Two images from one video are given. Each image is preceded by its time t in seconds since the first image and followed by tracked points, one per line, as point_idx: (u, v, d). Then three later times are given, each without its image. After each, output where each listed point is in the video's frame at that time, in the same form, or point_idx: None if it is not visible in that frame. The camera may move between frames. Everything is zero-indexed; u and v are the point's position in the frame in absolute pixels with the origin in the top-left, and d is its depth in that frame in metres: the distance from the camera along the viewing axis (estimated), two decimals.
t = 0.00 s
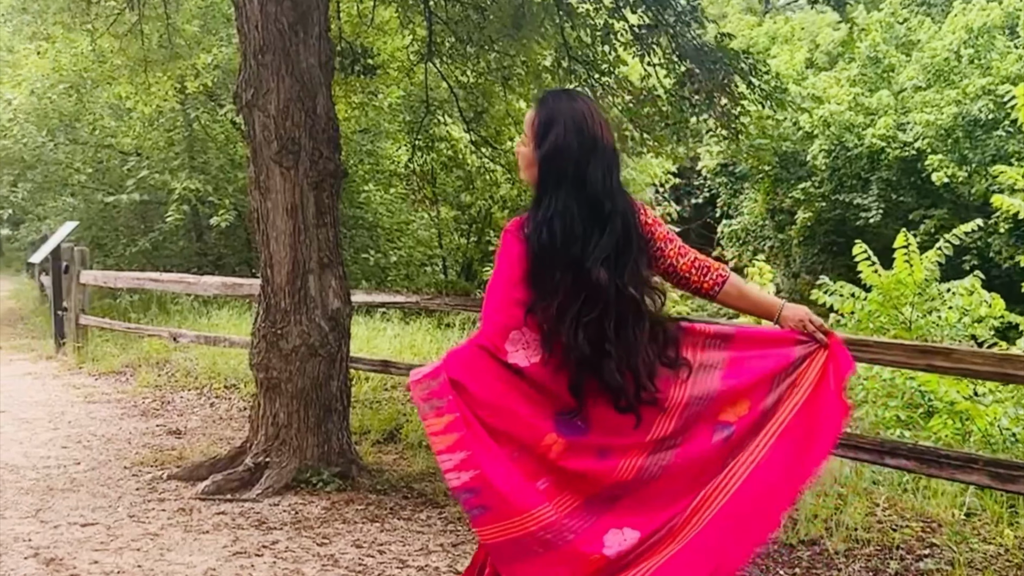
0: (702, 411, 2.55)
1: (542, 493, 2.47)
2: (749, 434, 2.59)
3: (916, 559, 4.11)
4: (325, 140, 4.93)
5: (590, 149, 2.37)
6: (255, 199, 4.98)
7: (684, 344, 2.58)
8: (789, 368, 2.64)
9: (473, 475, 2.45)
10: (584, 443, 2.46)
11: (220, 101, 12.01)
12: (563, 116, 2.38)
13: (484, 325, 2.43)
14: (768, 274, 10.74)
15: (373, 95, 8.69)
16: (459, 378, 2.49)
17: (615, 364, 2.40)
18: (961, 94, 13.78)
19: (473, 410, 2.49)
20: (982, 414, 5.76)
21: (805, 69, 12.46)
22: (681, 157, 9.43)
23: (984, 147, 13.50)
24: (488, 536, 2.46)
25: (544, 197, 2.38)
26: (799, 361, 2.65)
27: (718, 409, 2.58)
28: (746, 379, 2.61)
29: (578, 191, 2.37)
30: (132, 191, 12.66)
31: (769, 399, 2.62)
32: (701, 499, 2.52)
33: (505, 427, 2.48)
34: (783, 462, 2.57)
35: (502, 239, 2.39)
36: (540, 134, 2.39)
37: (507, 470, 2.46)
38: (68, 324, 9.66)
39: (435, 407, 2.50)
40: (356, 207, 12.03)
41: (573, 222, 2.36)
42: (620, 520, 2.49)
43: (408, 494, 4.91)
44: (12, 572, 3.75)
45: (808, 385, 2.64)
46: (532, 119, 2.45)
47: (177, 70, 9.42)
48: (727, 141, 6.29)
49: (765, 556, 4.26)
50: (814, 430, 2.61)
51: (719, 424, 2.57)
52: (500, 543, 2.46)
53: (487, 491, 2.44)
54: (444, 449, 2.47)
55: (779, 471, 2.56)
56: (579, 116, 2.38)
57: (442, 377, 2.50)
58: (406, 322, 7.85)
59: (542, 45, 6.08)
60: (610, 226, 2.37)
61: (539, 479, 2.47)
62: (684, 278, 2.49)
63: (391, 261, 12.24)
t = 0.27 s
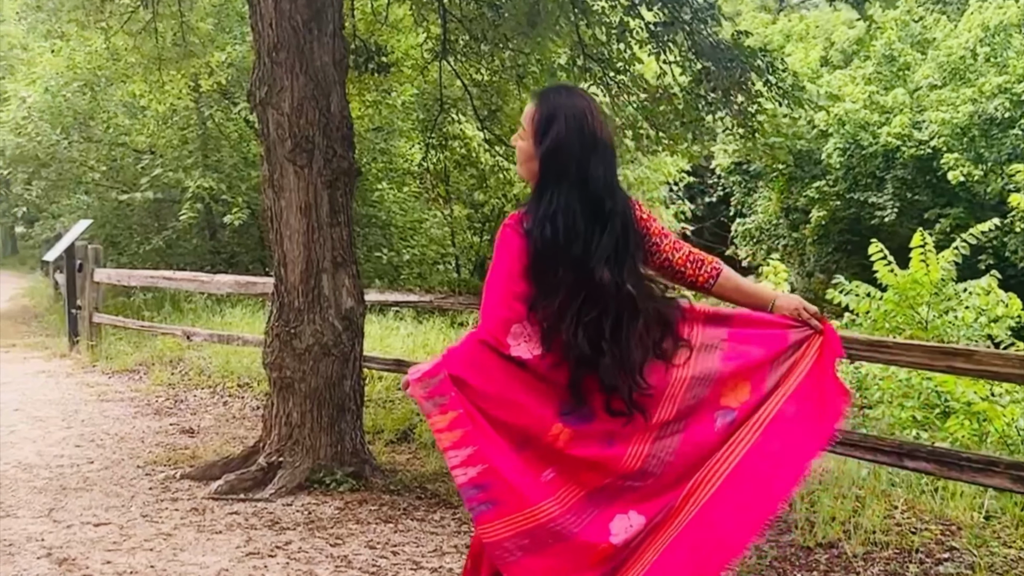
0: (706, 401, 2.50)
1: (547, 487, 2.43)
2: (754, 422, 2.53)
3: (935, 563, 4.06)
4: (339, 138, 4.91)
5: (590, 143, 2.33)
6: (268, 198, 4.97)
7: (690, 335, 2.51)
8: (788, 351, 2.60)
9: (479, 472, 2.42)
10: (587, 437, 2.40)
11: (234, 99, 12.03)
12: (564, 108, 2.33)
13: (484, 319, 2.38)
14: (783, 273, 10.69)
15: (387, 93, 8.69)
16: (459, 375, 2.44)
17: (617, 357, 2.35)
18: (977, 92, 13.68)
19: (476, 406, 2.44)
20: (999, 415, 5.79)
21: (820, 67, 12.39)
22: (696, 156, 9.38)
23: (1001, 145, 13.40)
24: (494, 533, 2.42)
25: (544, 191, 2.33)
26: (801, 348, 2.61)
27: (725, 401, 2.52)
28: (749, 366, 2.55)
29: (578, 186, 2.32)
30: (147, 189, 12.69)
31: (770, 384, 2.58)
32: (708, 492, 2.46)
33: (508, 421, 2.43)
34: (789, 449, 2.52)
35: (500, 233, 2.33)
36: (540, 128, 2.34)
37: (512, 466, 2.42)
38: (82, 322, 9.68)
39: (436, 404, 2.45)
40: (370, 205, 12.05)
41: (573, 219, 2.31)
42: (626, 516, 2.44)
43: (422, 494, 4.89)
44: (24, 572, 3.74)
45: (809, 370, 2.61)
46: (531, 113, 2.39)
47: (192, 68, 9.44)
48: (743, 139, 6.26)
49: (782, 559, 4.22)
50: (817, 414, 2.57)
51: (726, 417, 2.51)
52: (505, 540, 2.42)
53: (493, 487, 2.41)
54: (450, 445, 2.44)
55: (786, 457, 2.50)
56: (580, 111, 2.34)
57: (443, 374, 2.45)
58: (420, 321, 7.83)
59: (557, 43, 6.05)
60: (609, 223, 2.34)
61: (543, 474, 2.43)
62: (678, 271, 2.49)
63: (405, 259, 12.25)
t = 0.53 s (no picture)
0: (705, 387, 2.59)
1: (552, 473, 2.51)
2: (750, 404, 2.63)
3: (953, 567, 4.01)
4: (351, 136, 4.88)
5: (585, 137, 2.42)
6: (280, 196, 4.95)
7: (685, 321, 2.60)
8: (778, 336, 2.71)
9: (485, 460, 2.51)
10: (590, 423, 2.48)
11: (246, 96, 12.04)
12: (559, 105, 2.42)
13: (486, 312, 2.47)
14: (797, 272, 10.62)
15: (399, 91, 8.65)
16: (461, 367, 2.54)
17: (616, 344, 2.45)
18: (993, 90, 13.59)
19: (479, 397, 2.54)
20: (1014, 416, 5.77)
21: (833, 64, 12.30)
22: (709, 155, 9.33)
23: (1017, 143, 13.30)
24: (501, 520, 2.50)
25: (543, 185, 2.41)
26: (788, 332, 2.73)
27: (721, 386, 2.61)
28: (742, 352, 2.66)
29: (576, 179, 2.41)
30: (159, 187, 12.70)
31: (762, 370, 2.68)
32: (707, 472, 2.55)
33: (511, 410, 2.53)
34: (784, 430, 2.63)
35: (498, 226, 2.41)
36: (535, 124, 2.43)
37: (517, 454, 2.53)
38: (94, 319, 9.69)
39: (438, 397, 2.56)
40: (382, 204, 12.05)
41: (574, 211, 2.39)
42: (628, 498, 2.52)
43: (434, 494, 4.86)
44: (35, 572, 3.74)
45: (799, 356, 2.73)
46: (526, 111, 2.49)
47: (204, 65, 9.43)
48: (758, 138, 6.22)
49: (797, 562, 4.19)
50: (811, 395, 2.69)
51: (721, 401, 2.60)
52: (512, 526, 2.50)
53: (500, 475, 2.50)
54: (454, 436, 2.54)
55: (780, 437, 2.62)
56: (576, 106, 2.42)
57: (446, 367, 2.55)
58: (432, 320, 7.81)
59: (571, 41, 6.01)
60: (607, 214, 2.42)
61: (546, 460, 2.53)
62: (671, 264, 2.59)
63: (417, 258, 12.23)
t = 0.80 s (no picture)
0: (704, 374, 2.61)
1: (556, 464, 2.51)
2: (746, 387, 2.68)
3: (969, 571, 3.96)
4: (363, 134, 4.86)
5: (579, 130, 2.44)
6: (291, 194, 4.93)
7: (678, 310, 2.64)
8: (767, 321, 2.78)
9: (488, 452, 2.50)
10: (593, 413, 2.48)
11: (257, 93, 12.05)
12: (552, 99, 2.45)
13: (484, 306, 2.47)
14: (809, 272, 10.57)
15: (410, 89, 8.63)
16: (458, 362, 2.54)
17: (618, 332, 2.47)
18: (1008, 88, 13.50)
19: (478, 390, 2.54)
20: None
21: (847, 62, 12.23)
22: (721, 154, 9.29)
23: None
24: (507, 510, 2.51)
25: (540, 179, 2.43)
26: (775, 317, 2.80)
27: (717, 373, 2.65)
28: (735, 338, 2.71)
29: (573, 173, 2.43)
30: (170, 184, 12.71)
31: (754, 353, 2.74)
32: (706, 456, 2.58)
33: (510, 402, 2.53)
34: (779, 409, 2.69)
35: (496, 221, 2.41)
36: (530, 119, 2.45)
37: (519, 444, 2.52)
38: (105, 316, 9.71)
39: (435, 393, 2.55)
40: (394, 201, 12.07)
41: (573, 204, 2.40)
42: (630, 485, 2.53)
43: (445, 493, 4.84)
44: (45, 571, 3.73)
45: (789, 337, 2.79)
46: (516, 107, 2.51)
47: (216, 62, 9.42)
48: (772, 136, 6.17)
49: (811, 564, 4.15)
50: (802, 374, 2.76)
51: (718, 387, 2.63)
52: (518, 517, 2.51)
53: (503, 465, 2.50)
54: (454, 430, 2.53)
55: (775, 417, 2.68)
56: (568, 101, 2.45)
57: (442, 363, 2.54)
58: (442, 318, 7.79)
59: (584, 38, 5.97)
60: (604, 205, 2.44)
61: (548, 449, 2.52)
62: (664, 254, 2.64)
63: (428, 256, 12.24)
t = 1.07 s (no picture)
0: (700, 363, 2.64)
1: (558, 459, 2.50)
2: (739, 376, 2.72)
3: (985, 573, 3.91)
4: (374, 131, 4.83)
5: (571, 129, 2.42)
6: (302, 191, 4.91)
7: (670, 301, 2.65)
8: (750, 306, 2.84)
9: (489, 449, 2.48)
10: (593, 408, 2.47)
11: (268, 90, 12.05)
12: (543, 98, 2.43)
13: (479, 303, 2.41)
14: (821, 270, 10.53)
15: (421, 85, 8.61)
16: (453, 361, 2.48)
17: (617, 326, 2.46)
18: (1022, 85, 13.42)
19: (473, 388, 2.48)
20: None
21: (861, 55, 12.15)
22: (733, 151, 9.24)
23: None
24: (511, 504, 2.50)
25: (536, 178, 2.39)
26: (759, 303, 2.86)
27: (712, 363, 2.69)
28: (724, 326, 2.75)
29: (568, 172, 2.40)
30: (181, 180, 12.71)
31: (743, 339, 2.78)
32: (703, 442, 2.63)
33: (506, 398, 2.49)
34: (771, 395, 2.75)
35: (490, 221, 2.37)
36: (522, 120, 2.42)
37: (520, 440, 2.49)
38: (116, 312, 9.71)
39: (429, 394, 2.47)
40: (404, 198, 12.06)
41: (570, 205, 2.37)
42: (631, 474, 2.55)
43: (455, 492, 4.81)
44: (54, 569, 3.72)
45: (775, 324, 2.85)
46: (504, 106, 2.46)
47: (226, 58, 9.41)
48: (786, 133, 6.13)
49: (825, 566, 4.11)
50: (789, 359, 2.83)
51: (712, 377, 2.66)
52: (522, 512, 2.50)
53: (504, 461, 2.48)
54: (453, 429, 2.48)
55: (768, 402, 2.74)
56: (558, 100, 2.43)
57: (434, 363, 2.47)
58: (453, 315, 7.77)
59: (596, 34, 5.94)
60: (600, 203, 2.41)
61: (548, 443, 2.50)
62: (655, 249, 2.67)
63: (438, 253, 12.23)
